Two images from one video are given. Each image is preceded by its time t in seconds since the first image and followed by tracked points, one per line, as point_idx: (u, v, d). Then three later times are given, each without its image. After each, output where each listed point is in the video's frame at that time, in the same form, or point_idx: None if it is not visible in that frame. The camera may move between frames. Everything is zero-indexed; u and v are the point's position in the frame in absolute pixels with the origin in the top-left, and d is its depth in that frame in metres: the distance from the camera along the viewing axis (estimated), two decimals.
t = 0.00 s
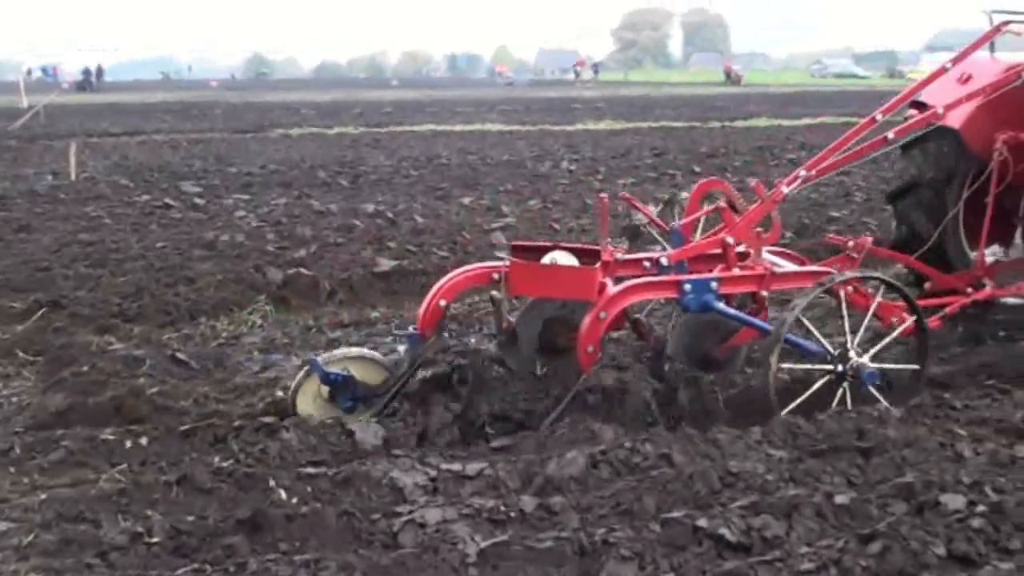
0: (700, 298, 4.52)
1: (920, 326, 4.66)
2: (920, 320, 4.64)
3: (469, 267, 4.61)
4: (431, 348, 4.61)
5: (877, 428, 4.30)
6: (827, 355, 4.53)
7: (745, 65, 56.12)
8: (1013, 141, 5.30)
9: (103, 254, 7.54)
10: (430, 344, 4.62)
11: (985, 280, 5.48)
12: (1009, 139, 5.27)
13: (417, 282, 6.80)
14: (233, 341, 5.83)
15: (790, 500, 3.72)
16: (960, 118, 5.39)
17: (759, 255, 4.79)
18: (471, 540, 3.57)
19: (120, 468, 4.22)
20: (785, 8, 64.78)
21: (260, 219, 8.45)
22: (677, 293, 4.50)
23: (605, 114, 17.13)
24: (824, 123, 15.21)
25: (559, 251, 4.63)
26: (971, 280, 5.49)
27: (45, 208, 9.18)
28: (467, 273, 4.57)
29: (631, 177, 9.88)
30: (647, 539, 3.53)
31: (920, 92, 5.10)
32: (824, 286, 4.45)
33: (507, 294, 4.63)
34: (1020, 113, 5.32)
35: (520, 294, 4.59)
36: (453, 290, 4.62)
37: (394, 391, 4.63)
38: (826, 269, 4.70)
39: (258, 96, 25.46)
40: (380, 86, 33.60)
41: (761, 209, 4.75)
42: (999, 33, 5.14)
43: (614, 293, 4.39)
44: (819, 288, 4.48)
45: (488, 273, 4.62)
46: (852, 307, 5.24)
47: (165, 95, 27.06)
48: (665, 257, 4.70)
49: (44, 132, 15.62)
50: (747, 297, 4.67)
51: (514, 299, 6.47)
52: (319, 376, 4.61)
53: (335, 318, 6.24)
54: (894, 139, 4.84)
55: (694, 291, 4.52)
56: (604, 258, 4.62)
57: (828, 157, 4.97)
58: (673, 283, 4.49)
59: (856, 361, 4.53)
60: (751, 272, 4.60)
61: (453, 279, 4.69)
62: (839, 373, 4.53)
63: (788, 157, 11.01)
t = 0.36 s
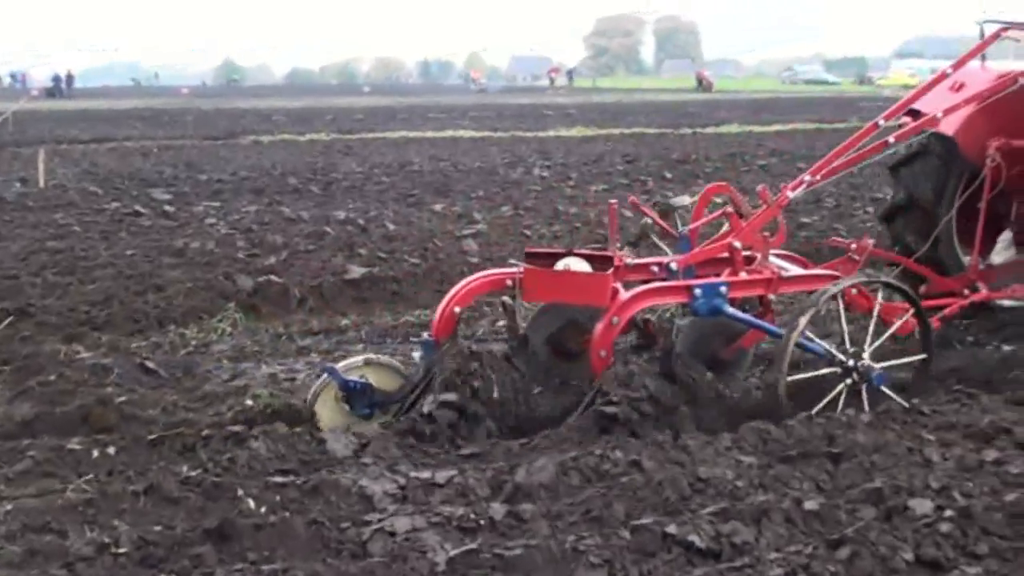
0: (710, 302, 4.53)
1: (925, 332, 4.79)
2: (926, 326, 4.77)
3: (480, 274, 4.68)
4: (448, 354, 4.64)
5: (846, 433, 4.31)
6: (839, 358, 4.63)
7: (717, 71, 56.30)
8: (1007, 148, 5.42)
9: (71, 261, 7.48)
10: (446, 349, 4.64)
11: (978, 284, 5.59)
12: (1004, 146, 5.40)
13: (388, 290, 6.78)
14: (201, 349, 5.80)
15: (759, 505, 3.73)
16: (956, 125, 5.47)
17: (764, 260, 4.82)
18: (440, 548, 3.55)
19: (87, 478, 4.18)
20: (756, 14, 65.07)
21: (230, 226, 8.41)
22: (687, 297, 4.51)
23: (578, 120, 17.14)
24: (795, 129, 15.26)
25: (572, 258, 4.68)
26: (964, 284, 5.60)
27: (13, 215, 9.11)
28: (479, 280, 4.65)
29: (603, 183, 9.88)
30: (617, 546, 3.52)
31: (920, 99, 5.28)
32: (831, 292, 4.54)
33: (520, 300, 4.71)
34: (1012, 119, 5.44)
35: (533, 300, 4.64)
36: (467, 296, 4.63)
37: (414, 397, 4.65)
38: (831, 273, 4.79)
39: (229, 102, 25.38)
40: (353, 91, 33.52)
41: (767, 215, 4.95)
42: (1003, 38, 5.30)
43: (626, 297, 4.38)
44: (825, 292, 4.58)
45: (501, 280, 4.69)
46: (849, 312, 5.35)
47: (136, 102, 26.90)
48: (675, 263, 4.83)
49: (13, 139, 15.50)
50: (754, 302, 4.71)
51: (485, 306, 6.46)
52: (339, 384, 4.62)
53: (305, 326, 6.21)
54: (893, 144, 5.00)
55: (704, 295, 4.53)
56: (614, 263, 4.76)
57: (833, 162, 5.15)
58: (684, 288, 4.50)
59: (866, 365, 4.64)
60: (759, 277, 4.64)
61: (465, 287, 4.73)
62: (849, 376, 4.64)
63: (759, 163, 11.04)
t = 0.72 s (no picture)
0: (714, 306, 4.69)
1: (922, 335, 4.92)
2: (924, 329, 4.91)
3: (493, 278, 4.74)
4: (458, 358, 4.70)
5: (811, 438, 4.32)
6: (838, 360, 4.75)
7: (686, 77, 56.49)
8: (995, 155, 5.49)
9: (35, 269, 7.42)
10: (456, 353, 4.71)
11: (969, 288, 5.74)
12: (992, 152, 5.47)
13: (355, 297, 6.76)
14: (167, 357, 5.76)
15: (725, 511, 3.74)
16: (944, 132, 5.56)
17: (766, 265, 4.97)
18: (406, 557, 3.54)
19: (50, 487, 4.15)
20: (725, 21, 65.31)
21: (197, 233, 8.36)
22: (692, 301, 4.67)
23: (548, 127, 17.15)
24: (763, 136, 15.32)
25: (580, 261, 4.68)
26: (956, 288, 5.74)
27: None
28: (493, 284, 4.71)
29: (572, 189, 9.89)
30: (582, 553, 3.52)
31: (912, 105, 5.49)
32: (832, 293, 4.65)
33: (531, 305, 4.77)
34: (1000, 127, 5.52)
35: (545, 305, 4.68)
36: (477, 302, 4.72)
37: (427, 400, 4.72)
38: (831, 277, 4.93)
39: (198, 108, 25.31)
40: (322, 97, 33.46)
41: (768, 220, 5.14)
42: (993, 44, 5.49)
43: (632, 303, 4.54)
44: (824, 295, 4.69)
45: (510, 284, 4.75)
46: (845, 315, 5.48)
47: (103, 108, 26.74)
48: (680, 268, 4.97)
49: None
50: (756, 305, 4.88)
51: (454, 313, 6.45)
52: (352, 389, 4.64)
53: (272, 333, 6.18)
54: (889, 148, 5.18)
55: (709, 300, 4.68)
56: (620, 268, 4.73)
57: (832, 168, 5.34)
58: (688, 293, 4.66)
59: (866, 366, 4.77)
60: (760, 282, 4.82)
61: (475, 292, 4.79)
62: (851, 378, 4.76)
63: (727, 169, 11.07)
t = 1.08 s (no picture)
0: (712, 310, 4.75)
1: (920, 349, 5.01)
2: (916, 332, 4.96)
3: (495, 283, 4.81)
4: (461, 363, 4.76)
5: (774, 445, 4.33)
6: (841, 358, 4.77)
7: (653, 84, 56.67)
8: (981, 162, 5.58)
9: None
10: (459, 358, 4.77)
11: (956, 292, 5.80)
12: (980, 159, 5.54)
13: (320, 304, 6.73)
14: (130, 365, 5.72)
15: (688, 518, 3.74)
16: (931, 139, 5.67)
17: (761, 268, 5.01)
18: (369, 566, 3.53)
19: (9, 496, 4.10)
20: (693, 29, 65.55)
21: (161, 240, 8.31)
22: (691, 305, 4.73)
23: (515, 133, 17.15)
24: (728, 142, 15.38)
25: (583, 265, 4.78)
26: (945, 292, 5.80)
27: None
28: (495, 289, 4.77)
29: (538, 196, 9.89)
30: (545, 561, 3.52)
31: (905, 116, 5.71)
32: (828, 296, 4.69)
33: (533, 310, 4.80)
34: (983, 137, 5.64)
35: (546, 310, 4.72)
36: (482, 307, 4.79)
37: (432, 403, 4.72)
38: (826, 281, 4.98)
39: (165, 114, 25.19)
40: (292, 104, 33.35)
41: (762, 225, 5.24)
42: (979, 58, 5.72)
43: (633, 306, 4.58)
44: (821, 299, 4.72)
45: (512, 290, 4.83)
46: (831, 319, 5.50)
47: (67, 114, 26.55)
48: (678, 272, 4.99)
49: None
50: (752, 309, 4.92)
51: (419, 320, 6.44)
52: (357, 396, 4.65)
53: (235, 341, 6.15)
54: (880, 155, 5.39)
55: (707, 304, 4.75)
56: (622, 273, 4.86)
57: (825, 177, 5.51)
58: (687, 296, 4.73)
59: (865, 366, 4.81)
60: (756, 285, 4.87)
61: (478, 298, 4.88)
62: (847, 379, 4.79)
63: (693, 175, 11.09)
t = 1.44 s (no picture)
0: (711, 314, 4.81)
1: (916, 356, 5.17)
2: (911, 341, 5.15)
3: (499, 290, 4.80)
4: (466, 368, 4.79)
5: (739, 452, 4.34)
6: (837, 361, 4.97)
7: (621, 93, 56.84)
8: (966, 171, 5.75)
9: None
10: (464, 364, 4.80)
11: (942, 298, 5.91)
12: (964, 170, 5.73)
13: (286, 312, 6.71)
14: (93, 374, 5.67)
15: (652, 526, 3.74)
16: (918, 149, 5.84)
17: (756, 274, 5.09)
18: None
19: None
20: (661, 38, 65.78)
21: (126, 248, 8.25)
22: (691, 309, 4.78)
23: (483, 141, 17.15)
24: (696, 150, 15.43)
25: (585, 272, 4.76)
26: (931, 298, 5.90)
27: None
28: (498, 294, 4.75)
29: (506, 204, 9.89)
30: (510, 570, 3.51)
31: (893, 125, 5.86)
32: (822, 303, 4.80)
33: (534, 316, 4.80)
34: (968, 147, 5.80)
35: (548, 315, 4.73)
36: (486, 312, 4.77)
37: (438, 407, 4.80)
38: (818, 286, 5.12)
39: (132, 121, 25.03)
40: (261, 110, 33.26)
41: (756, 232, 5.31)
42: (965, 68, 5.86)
43: (635, 310, 4.61)
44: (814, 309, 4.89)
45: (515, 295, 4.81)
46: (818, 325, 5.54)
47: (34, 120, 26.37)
48: (676, 278, 5.02)
49: None
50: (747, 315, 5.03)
51: (385, 328, 6.42)
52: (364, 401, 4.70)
53: (200, 349, 6.11)
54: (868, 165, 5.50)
55: (706, 308, 4.81)
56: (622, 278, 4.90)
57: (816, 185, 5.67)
58: (687, 301, 4.76)
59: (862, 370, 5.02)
60: (753, 290, 4.95)
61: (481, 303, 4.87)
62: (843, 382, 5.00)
63: (660, 183, 11.12)
